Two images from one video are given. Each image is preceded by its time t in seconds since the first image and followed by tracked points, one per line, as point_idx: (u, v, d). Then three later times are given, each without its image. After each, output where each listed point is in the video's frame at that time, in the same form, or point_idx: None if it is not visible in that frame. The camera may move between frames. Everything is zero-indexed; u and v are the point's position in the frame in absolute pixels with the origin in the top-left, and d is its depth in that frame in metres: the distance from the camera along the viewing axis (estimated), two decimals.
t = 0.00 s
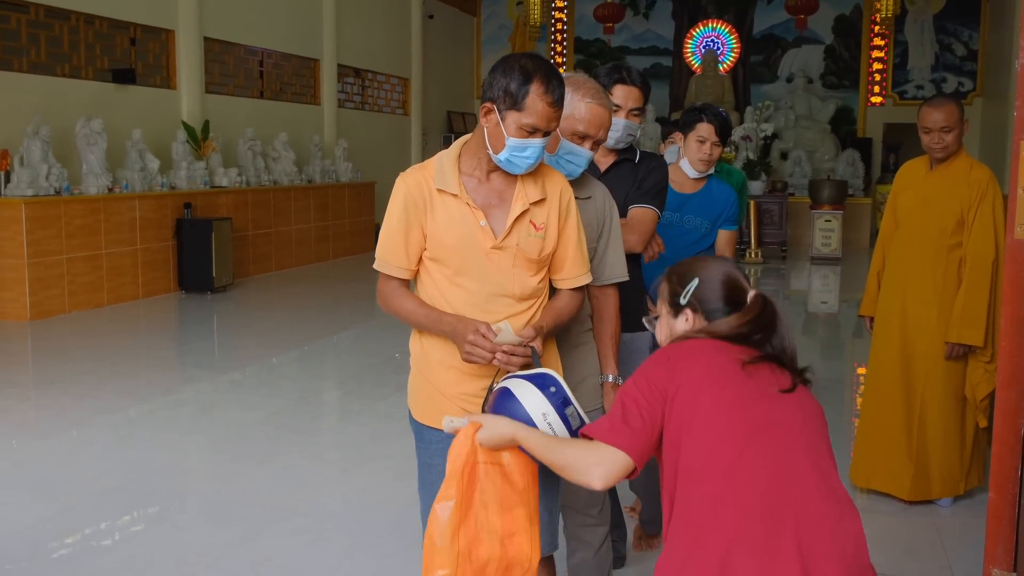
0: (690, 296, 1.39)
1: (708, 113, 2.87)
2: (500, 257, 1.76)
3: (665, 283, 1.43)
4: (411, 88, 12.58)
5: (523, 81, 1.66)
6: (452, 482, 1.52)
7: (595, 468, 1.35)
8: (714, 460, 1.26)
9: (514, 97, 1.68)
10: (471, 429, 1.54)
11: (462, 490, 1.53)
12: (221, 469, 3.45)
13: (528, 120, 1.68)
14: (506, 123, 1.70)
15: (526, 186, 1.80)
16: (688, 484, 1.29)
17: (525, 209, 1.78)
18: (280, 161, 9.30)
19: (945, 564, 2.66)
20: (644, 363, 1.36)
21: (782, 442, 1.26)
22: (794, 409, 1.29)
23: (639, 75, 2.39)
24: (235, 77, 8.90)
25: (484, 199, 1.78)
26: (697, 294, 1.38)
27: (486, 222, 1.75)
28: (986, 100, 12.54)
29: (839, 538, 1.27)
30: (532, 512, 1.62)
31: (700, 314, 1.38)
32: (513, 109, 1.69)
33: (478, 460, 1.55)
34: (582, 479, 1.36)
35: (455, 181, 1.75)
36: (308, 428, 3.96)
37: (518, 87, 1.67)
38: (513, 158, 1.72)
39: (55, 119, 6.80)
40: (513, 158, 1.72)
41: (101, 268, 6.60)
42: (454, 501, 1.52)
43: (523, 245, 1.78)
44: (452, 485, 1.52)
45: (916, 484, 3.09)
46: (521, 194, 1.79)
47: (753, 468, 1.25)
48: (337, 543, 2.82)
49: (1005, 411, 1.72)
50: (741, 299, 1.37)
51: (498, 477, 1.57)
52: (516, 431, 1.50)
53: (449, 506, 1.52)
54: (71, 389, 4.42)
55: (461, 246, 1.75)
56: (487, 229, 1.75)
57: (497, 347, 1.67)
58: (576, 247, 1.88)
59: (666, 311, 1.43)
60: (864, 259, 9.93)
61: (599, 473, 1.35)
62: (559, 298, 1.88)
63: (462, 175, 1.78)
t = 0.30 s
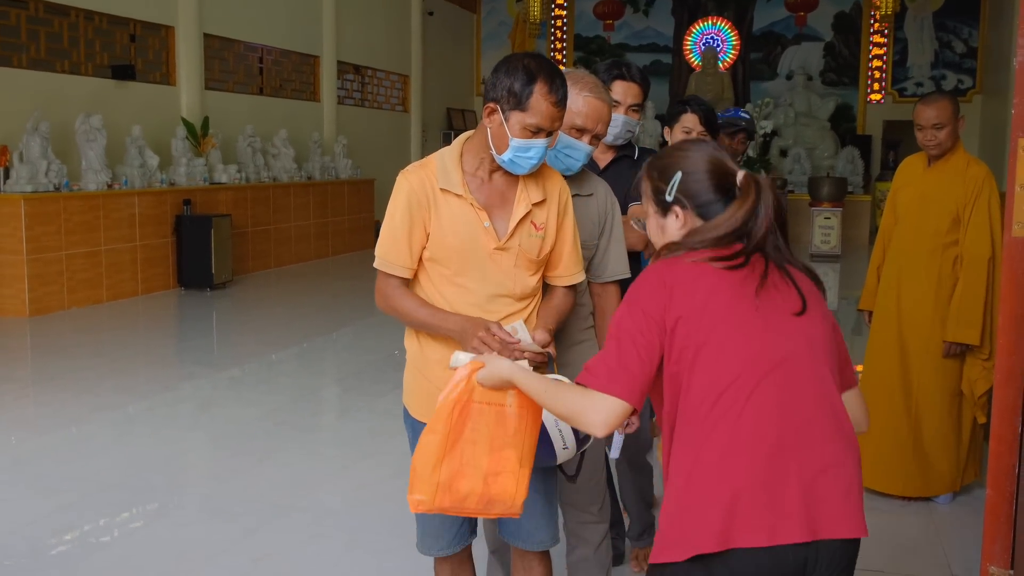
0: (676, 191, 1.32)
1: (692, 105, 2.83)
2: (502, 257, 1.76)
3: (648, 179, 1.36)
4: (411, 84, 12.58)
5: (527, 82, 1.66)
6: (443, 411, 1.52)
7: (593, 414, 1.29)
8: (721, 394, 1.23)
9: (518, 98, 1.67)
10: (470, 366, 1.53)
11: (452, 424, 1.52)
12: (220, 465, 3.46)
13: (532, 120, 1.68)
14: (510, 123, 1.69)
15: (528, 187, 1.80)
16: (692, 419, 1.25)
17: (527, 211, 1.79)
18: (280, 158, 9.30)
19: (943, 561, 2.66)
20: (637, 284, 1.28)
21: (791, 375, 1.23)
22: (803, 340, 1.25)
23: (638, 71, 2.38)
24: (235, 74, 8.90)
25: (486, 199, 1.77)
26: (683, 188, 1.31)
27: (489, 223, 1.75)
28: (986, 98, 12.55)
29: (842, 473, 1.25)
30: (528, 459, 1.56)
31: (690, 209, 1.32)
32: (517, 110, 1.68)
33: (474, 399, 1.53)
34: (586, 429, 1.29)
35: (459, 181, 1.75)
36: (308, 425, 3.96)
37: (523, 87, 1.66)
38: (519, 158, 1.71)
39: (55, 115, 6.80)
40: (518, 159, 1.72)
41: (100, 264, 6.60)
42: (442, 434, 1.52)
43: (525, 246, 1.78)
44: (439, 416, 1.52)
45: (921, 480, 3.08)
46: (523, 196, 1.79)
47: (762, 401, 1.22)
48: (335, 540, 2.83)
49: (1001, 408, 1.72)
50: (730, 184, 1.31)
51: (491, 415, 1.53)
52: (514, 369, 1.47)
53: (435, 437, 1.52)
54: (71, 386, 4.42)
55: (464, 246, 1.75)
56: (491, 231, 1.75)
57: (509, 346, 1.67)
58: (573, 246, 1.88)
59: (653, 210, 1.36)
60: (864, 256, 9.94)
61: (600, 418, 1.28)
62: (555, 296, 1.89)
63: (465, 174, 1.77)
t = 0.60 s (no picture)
0: (655, 129, 1.31)
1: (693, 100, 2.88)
2: (506, 258, 1.77)
3: (631, 121, 1.36)
4: (410, 83, 12.58)
5: (524, 74, 1.66)
6: (451, 388, 1.50)
7: (593, 399, 1.25)
8: (730, 375, 1.22)
9: (516, 90, 1.68)
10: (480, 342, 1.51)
11: (465, 399, 1.50)
12: (219, 464, 3.45)
13: (531, 112, 1.67)
14: (510, 117, 1.69)
15: (531, 188, 1.80)
16: (699, 400, 1.24)
17: (531, 211, 1.79)
18: (279, 156, 9.31)
19: (942, 560, 2.66)
20: (634, 253, 1.24)
21: (799, 354, 1.24)
22: (808, 317, 1.25)
23: (639, 70, 2.40)
24: (234, 72, 8.89)
25: (490, 199, 1.77)
26: (662, 127, 1.30)
27: (495, 223, 1.75)
28: (985, 97, 12.56)
29: (840, 449, 1.28)
30: (544, 441, 1.50)
31: (672, 147, 1.31)
32: (516, 102, 1.68)
33: (486, 372, 1.50)
34: (588, 413, 1.26)
35: (466, 179, 1.74)
36: (307, 424, 3.96)
37: (519, 80, 1.67)
38: (523, 154, 1.70)
39: (54, 114, 6.80)
40: (520, 154, 1.70)
41: (99, 263, 6.60)
42: (453, 407, 1.50)
43: (527, 247, 1.79)
44: (449, 391, 1.50)
45: (913, 475, 3.08)
46: (526, 196, 1.79)
47: (772, 383, 1.22)
48: (334, 539, 2.83)
49: (1000, 408, 1.70)
50: (714, 113, 1.28)
51: (502, 391, 1.50)
52: (521, 346, 1.43)
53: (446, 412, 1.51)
54: (70, 385, 4.42)
55: (469, 245, 1.75)
56: (496, 231, 1.75)
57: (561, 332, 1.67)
58: (569, 246, 1.88)
59: (639, 153, 1.36)
60: (863, 255, 9.93)
61: (599, 398, 1.25)
62: (552, 296, 1.89)
63: (469, 173, 1.76)
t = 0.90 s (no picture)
0: (647, 117, 1.27)
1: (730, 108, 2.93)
2: (509, 255, 1.77)
3: (627, 107, 1.32)
4: (409, 81, 12.58)
5: (513, 68, 1.66)
6: (474, 391, 1.50)
7: (607, 404, 1.25)
8: (748, 380, 1.21)
9: (506, 85, 1.68)
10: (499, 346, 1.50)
11: (488, 402, 1.50)
12: (217, 463, 3.46)
13: (522, 106, 1.67)
14: (501, 112, 1.69)
15: (530, 186, 1.81)
16: (716, 406, 1.22)
17: (533, 208, 1.79)
18: (278, 154, 9.31)
19: (941, 558, 2.66)
20: (644, 260, 1.20)
21: (808, 353, 1.25)
22: (815, 314, 1.25)
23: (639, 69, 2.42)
24: (232, 71, 8.88)
25: (493, 196, 1.77)
26: (653, 118, 1.26)
27: (498, 221, 1.75)
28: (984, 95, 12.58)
29: (844, 437, 1.31)
30: (572, 437, 1.48)
31: (664, 137, 1.27)
32: (506, 97, 1.69)
33: (507, 374, 1.50)
34: (605, 420, 1.26)
35: (470, 176, 1.73)
36: (306, 422, 3.96)
37: (509, 75, 1.67)
38: (520, 147, 1.69)
39: (52, 112, 6.80)
40: (516, 147, 1.70)
41: (97, 261, 6.60)
42: (477, 411, 1.50)
43: (529, 245, 1.80)
44: (472, 396, 1.50)
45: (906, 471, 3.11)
46: (527, 193, 1.80)
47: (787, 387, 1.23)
48: (332, 538, 2.83)
49: (996, 408, 1.69)
50: (709, 104, 1.22)
51: (526, 391, 1.49)
52: (538, 348, 1.42)
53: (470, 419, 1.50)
54: (67, 383, 4.42)
55: (474, 244, 1.74)
56: (500, 228, 1.75)
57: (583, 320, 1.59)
58: (568, 243, 1.90)
59: (634, 139, 1.31)
60: (862, 253, 9.93)
61: (619, 405, 1.23)
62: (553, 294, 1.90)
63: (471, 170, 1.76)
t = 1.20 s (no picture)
0: (660, 119, 1.27)
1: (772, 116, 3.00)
2: (512, 255, 1.76)
3: (636, 110, 1.32)
4: (408, 79, 12.59)
5: (508, 63, 1.67)
6: (461, 409, 1.48)
7: (651, 403, 1.19)
8: (771, 374, 1.21)
9: (502, 81, 1.69)
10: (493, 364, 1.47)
11: (472, 420, 1.48)
12: (216, 462, 3.46)
13: (519, 99, 1.68)
14: (499, 107, 1.70)
15: (537, 184, 1.80)
16: (743, 399, 1.21)
17: (537, 208, 1.78)
18: (278, 153, 9.32)
19: (939, 560, 2.66)
20: (674, 252, 1.18)
21: (816, 349, 1.28)
22: (821, 309, 1.29)
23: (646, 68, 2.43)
24: (232, 70, 8.90)
25: (496, 196, 1.77)
26: (668, 118, 1.26)
27: (501, 220, 1.75)
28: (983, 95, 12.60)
29: (845, 430, 1.35)
30: (553, 457, 1.52)
31: (677, 138, 1.27)
32: (503, 93, 1.70)
33: (498, 393, 1.48)
34: (652, 418, 1.19)
35: (472, 175, 1.74)
36: (305, 422, 3.96)
37: (504, 70, 1.68)
38: (521, 140, 1.69)
39: (53, 110, 6.80)
40: (516, 141, 1.69)
41: (97, 260, 6.60)
42: (461, 430, 1.48)
43: (533, 244, 1.79)
44: (458, 413, 1.48)
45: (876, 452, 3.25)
46: (532, 192, 1.79)
47: (802, 379, 1.25)
48: (330, 538, 2.82)
49: (996, 409, 1.64)
50: (721, 105, 1.24)
51: (514, 412, 1.49)
52: (540, 366, 1.40)
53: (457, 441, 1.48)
54: (67, 381, 4.42)
55: (475, 242, 1.74)
56: (502, 228, 1.75)
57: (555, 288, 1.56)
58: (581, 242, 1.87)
59: (643, 142, 1.31)
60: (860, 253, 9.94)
61: (666, 403, 1.18)
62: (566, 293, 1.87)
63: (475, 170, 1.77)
